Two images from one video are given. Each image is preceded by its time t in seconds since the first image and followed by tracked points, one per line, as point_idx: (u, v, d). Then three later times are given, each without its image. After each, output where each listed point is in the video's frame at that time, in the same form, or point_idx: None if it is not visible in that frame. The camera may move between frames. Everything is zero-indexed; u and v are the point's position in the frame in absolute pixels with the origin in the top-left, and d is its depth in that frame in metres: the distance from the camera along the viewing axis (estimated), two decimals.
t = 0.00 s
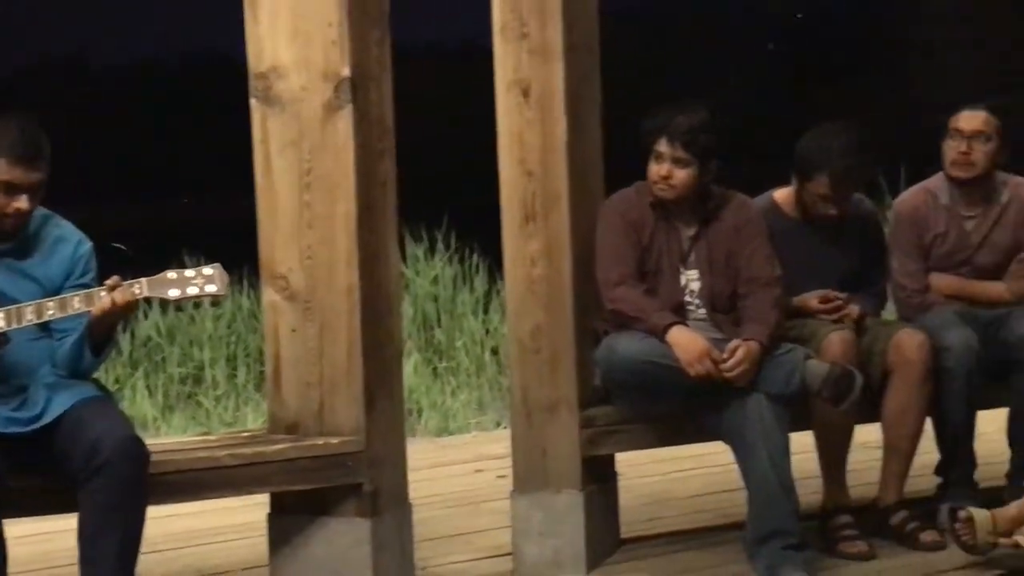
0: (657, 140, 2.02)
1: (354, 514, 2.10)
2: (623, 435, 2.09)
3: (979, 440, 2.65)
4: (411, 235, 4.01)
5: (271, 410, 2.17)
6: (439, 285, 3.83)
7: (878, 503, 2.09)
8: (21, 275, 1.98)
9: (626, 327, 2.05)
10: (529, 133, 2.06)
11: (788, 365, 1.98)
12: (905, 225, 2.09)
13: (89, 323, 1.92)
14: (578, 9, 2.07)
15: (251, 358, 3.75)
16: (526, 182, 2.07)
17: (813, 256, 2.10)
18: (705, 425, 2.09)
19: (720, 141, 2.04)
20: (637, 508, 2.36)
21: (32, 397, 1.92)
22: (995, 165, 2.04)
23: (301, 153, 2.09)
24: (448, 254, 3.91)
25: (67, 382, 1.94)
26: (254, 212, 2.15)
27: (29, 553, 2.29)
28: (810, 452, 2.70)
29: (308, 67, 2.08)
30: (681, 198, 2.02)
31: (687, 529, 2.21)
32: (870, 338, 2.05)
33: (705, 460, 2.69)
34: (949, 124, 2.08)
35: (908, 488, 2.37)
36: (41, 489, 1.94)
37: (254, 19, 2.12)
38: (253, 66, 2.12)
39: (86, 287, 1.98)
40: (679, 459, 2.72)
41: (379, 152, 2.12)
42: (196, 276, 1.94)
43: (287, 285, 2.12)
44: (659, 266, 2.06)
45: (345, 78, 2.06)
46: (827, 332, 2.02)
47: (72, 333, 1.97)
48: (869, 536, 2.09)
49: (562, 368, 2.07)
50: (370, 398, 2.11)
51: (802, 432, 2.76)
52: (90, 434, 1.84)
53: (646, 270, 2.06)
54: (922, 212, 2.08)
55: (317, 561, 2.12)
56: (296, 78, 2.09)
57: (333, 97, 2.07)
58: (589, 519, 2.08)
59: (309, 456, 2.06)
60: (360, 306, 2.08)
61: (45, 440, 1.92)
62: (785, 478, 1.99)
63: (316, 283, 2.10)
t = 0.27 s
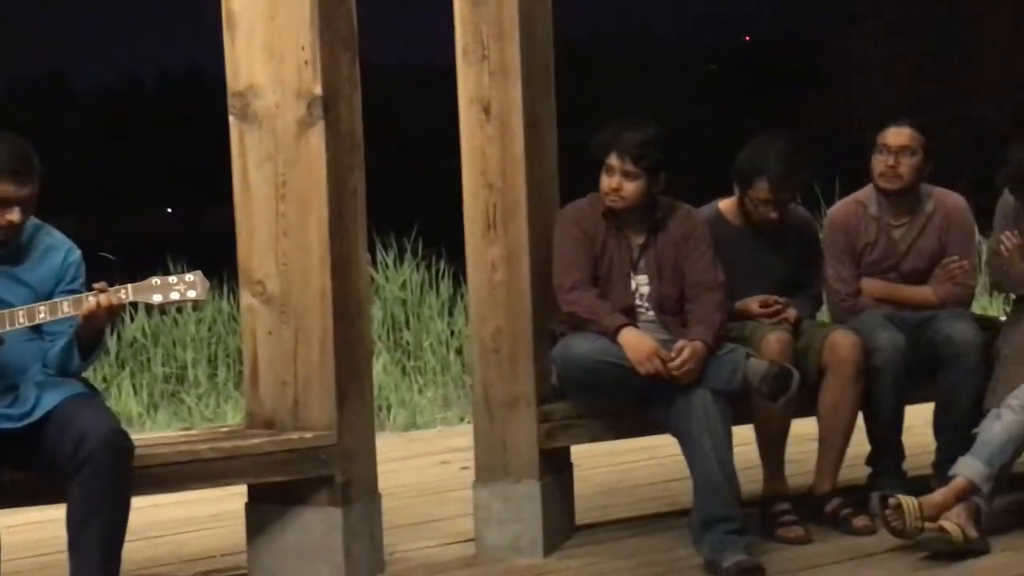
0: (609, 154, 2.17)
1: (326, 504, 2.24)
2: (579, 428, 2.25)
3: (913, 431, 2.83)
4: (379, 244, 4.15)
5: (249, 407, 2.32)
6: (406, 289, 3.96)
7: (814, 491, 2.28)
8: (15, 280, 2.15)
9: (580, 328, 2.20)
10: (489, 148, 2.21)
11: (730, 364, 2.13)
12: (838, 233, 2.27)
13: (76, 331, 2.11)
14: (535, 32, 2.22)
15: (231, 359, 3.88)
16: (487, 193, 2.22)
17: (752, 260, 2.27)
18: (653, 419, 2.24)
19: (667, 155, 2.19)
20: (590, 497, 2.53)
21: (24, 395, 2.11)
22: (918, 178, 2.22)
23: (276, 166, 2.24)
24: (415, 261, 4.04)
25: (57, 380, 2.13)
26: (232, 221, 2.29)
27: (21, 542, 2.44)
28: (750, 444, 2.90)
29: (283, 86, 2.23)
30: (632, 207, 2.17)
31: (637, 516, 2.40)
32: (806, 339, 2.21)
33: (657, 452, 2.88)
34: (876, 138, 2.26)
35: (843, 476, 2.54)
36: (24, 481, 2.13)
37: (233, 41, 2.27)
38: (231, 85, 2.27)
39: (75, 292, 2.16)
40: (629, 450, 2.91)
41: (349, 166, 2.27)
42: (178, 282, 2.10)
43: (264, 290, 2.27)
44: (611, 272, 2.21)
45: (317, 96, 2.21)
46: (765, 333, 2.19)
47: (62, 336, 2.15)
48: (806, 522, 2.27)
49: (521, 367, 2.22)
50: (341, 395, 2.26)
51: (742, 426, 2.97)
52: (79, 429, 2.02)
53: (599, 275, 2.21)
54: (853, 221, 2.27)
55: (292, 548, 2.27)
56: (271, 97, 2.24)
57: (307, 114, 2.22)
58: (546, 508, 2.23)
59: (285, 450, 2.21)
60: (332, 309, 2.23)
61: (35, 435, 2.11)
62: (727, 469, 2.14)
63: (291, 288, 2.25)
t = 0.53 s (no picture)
0: (590, 167, 2.32)
1: (326, 494, 2.40)
2: (562, 422, 2.42)
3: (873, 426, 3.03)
4: (376, 251, 4.31)
5: (254, 403, 2.48)
6: (401, 292, 4.11)
7: (781, 481, 2.47)
8: (35, 284, 2.32)
9: (563, 328, 2.36)
10: (478, 161, 2.37)
11: (702, 363, 2.29)
12: (804, 240, 2.44)
13: (93, 333, 2.30)
14: (520, 54, 2.39)
15: (238, 358, 4.03)
16: (476, 203, 2.37)
17: (723, 265, 2.43)
18: (631, 414, 2.40)
19: (644, 167, 2.35)
20: (573, 485, 2.73)
21: (44, 392, 2.29)
22: (876, 190, 2.42)
23: (279, 178, 2.40)
24: (408, 267, 4.19)
25: (75, 377, 2.32)
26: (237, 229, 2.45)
27: (41, 530, 2.61)
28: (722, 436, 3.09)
29: (286, 104, 2.39)
30: (610, 216, 2.33)
31: (616, 504, 2.58)
32: (775, 340, 2.38)
33: (634, 443, 3.09)
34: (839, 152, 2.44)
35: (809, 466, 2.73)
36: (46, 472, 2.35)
37: (238, 61, 2.42)
38: (236, 102, 2.43)
39: (92, 295, 2.33)
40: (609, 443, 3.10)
41: (347, 177, 2.44)
42: (189, 287, 2.26)
43: (267, 294, 2.43)
44: (591, 276, 2.37)
45: (317, 113, 2.37)
46: (736, 334, 2.33)
47: (80, 336, 2.34)
48: (775, 510, 2.46)
49: (508, 365, 2.38)
50: (340, 393, 2.42)
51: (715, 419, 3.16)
52: (95, 422, 2.20)
53: (581, 279, 2.36)
54: (817, 229, 2.45)
55: (293, 535, 2.42)
56: (275, 114, 2.40)
57: (307, 129, 2.38)
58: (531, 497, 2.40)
59: (288, 443, 2.36)
60: (331, 312, 2.39)
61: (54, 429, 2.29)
62: (700, 459, 2.29)
63: (293, 292, 2.41)
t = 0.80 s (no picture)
0: (594, 176, 2.43)
1: (342, 487, 2.52)
2: (567, 419, 2.53)
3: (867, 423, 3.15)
4: (390, 256, 4.45)
5: (273, 402, 2.60)
6: (413, 296, 4.24)
7: (778, 475, 2.58)
8: (65, 288, 2.48)
9: (568, 330, 2.47)
10: (486, 171, 2.48)
11: (701, 362, 2.39)
12: (799, 244, 2.57)
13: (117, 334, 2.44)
14: (526, 68, 2.50)
15: (258, 359, 4.15)
16: (484, 210, 2.49)
17: (720, 269, 2.55)
18: (633, 411, 2.50)
19: (645, 176, 2.46)
20: (577, 479, 2.85)
21: (74, 391, 2.42)
22: (867, 197, 2.53)
23: (297, 187, 2.52)
24: (419, 271, 4.32)
25: (104, 376, 2.46)
26: (257, 236, 2.57)
27: (72, 523, 2.75)
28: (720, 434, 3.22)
29: (303, 116, 2.51)
30: (611, 223, 2.45)
31: (619, 497, 2.70)
32: (771, 340, 2.48)
33: (635, 440, 3.22)
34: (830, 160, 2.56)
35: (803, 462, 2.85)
36: (77, 471, 2.45)
37: (257, 76, 2.54)
38: (256, 115, 2.55)
39: (119, 297, 2.49)
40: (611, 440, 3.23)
41: (361, 186, 2.55)
42: (210, 288, 2.39)
43: (286, 297, 2.55)
44: (595, 280, 2.48)
45: (333, 125, 2.48)
46: (734, 334, 2.45)
47: (108, 337, 2.48)
48: (773, 503, 2.57)
49: (515, 365, 2.49)
50: (355, 392, 2.54)
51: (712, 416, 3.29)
52: (123, 418, 2.33)
53: (584, 283, 2.48)
54: (811, 234, 2.58)
55: (311, 527, 2.54)
56: (292, 126, 2.52)
57: (323, 141, 2.49)
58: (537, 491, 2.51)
59: (306, 439, 2.48)
60: (347, 315, 2.50)
61: (84, 425, 2.42)
62: (698, 454, 2.39)
63: (310, 295, 2.53)
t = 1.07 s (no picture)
0: (602, 183, 2.56)
1: (364, 479, 2.66)
2: (575, 414, 2.67)
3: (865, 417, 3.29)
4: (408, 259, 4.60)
5: (297, 398, 2.74)
6: (430, 297, 4.39)
7: (778, 467, 2.71)
8: (100, 292, 2.63)
9: (577, 329, 2.60)
10: (499, 178, 2.62)
11: (704, 359, 2.52)
12: (795, 249, 2.71)
13: (147, 334, 2.57)
14: (536, 80, 2.64)
15: (283, 358, 4.30)
16: (496, 215, 2.62)
17: (721, 270, 2.68)
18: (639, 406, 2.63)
19: (650, 182, 2.59)
20: (587, 471, 3.00)
21: (109, 388, 2.57)
22: (861, 206, 2.64)
23: (320, 195, 2.66)
24: (435, 274, 4.47)
25: (137, 375, 2.60)
26: (282, 240, 2.71)
27: (109, 513, 2.90)
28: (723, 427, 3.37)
29: (325, 127, 2.65)
30: (617, 227, 2.58)
31: (627, 488, 2.85)
32: (771, 337, 2.61)
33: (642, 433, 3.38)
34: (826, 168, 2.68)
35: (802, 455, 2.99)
36: (113, 465, 2.58)
37: (282, 90, 2.68)
38: (281, 126, 2.68)
39: (151, 300, 2.62)
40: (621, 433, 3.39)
41: (381, 193, 2.69)
42: (238, 292, 2.53)
43: (310, 299, 2.69)
44: (602, 281, 2.61)
45: (353, 136, 2.62)
46: (734, 333, 2.57)
47: (139, 339, 2.61)
48: (774, 494, 2.69)
49: (527, 363, 2.62)
50: (375, 389, 2.67)
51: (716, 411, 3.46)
52: (157, 411, 2.47)
53: (592, 284, 2.61)
54: (808, 239, 2.71)
55: (334, 516, 2.68)
56: (315, 136, 2.66)
57: (344, 150, 2.63)
58: (548, 483, 2.64)
59: (328, 433, 2.62)
60: (368, 315, 2.64)
61: (118, 420, 2.56)
62: (701, 447, 2.52)
63: (333, 297, 2.66)
